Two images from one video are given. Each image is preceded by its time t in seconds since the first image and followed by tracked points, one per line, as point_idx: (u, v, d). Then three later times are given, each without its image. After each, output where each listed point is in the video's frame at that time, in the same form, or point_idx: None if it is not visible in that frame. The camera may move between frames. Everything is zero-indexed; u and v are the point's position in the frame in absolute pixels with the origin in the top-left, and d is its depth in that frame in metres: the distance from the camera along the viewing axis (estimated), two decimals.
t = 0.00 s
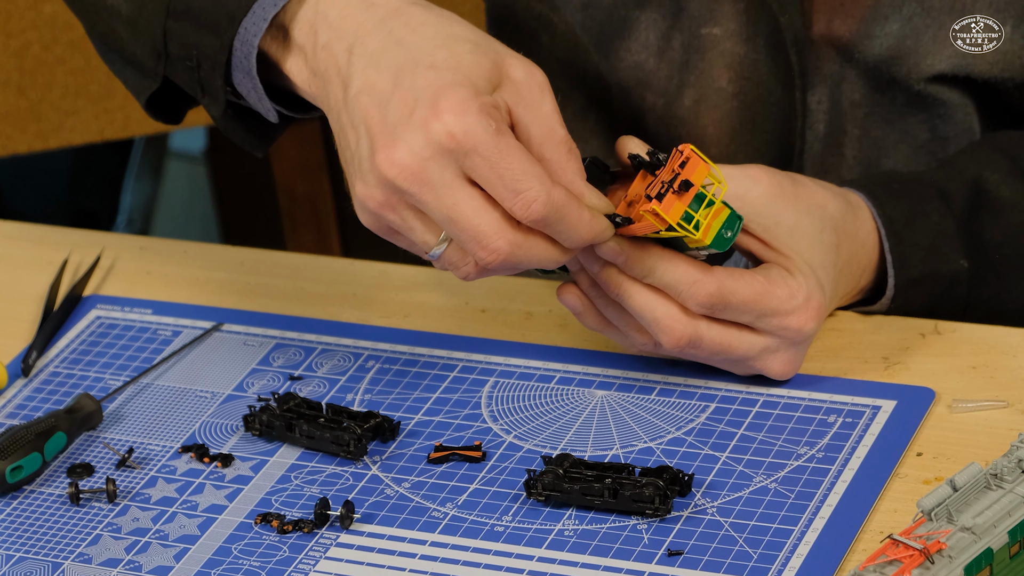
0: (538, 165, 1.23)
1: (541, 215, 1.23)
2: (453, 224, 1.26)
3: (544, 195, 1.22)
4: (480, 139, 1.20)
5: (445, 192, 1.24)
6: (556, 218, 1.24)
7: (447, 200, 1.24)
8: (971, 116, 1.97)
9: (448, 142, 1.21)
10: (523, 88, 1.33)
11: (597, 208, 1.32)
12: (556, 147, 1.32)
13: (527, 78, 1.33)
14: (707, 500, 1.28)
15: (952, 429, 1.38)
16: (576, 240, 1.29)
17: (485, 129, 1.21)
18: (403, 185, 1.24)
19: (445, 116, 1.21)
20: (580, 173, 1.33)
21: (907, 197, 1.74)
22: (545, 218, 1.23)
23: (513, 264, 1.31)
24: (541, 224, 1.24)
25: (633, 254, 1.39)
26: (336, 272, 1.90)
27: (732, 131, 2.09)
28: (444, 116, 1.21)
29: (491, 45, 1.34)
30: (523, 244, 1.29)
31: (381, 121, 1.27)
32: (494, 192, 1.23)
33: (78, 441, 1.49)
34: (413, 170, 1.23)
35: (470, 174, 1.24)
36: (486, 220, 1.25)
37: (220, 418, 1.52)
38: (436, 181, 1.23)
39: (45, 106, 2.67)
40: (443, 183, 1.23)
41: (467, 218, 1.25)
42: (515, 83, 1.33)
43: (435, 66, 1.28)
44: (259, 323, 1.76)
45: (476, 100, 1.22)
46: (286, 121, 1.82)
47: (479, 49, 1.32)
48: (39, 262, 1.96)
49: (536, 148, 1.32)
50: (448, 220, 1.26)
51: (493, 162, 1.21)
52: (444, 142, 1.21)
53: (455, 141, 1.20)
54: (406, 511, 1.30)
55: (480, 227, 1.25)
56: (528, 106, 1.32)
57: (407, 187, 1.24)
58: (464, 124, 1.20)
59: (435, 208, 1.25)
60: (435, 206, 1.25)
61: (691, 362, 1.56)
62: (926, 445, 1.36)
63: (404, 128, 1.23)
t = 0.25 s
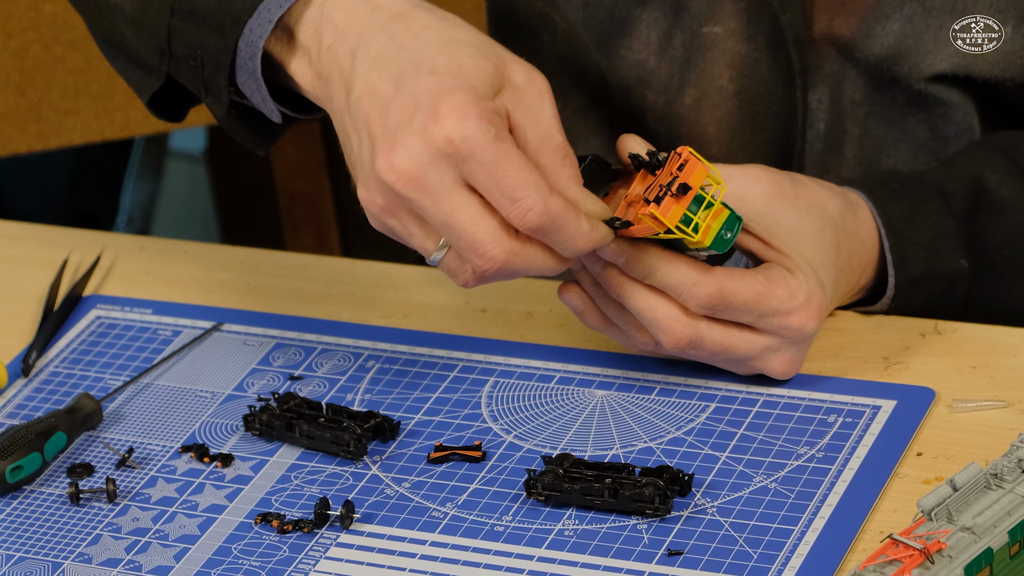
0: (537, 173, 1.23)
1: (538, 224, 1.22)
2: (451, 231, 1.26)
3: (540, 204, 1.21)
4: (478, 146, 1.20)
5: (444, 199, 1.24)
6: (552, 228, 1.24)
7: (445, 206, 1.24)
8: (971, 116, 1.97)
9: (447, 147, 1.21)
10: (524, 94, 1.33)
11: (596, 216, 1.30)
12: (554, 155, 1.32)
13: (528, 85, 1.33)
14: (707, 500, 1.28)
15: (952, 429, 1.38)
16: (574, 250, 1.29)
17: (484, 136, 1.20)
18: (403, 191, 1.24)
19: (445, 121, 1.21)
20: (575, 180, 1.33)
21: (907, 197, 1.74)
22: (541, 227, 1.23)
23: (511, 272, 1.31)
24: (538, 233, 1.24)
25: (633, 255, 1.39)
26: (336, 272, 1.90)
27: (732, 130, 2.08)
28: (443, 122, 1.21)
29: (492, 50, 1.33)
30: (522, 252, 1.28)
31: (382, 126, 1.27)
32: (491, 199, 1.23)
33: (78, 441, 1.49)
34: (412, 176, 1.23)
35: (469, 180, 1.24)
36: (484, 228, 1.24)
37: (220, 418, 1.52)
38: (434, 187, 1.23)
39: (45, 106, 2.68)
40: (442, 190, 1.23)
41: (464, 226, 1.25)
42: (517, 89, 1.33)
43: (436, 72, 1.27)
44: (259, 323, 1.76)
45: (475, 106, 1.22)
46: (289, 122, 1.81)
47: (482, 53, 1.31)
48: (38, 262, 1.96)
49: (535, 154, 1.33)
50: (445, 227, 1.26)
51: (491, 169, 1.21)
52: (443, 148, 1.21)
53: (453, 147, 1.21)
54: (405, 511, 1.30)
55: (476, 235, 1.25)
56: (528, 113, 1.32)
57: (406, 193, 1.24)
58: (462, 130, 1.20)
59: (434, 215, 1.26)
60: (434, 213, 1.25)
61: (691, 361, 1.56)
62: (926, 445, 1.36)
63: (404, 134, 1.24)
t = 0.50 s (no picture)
0: (526, 192, 1.22)
1: (531, 242, 1.23)
2: (448, 253, 1.27)
3: (531, 224, 1.21)
4: (461, 171, 1.20)
5: (435, 223, 1.25)
6: (547, 243, 1.24)
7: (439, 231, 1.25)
8: (971, 116, 1.97)
9: (430, 176, 1.21)
10: (511, 105, 1.31)
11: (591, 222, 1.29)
12: (544, 164, 1.29)
13: (515, 96, 1.31)
14: (707, 500, 1.28)
15: (952, 429, 1.38)
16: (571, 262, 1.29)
17: (467, 161, 1.20)
18: (395, 220, 1.25)
19: (426, 151, 1.20)
20: (571, 186, 1.29)
21: (908, 197, 1.74)
22: (535, 245, 1.23)
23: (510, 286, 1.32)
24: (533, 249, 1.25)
25: (632, 256, 1.40)
26: (336, 272, 1.90)
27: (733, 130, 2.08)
28: (426, 151, 1.21)
29: (475, 65, 1.32)
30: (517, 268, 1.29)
31: (372, 155, 1.29)
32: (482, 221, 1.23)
33: (78, 441, 1.49)
34: (400, 205, 1.24)
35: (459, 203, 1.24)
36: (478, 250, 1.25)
37: (220, 418, 1.52)
38: (425, 214, 1.24)
39: (45, 106, 2.67)
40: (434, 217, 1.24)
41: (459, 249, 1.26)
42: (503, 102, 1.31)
43: (420, 96, 1.28)
44: (260, 323, 1.76)
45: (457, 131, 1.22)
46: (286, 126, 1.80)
47: (464, 71, 1.30)
48: (38, 262, 1.96)
49: (527, 164, 1.31)
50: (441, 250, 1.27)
51: (478, 194, 1.21)
52: (428, 177, 1.21)
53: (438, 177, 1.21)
54: (405, 511, 1.30)
55: (472, 256, 1.26)
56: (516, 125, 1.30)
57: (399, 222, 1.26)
58: (445, 158, 1.20)
59: (429, 240, 1.27)
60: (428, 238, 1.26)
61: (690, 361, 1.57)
62: (926, 445, 1.36)
63: (391, 163, 1.24)
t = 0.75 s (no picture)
0: (527, 181, 1.22)
1: (529, 231, 1.22)
2: (444, 235, 1.25)
3: (530, 212, 1.21)
4: (468, 146, 1.20)
5: (434, 202, 1.23)
6: (544, 235, 1.23)
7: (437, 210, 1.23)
8: (971, 117, 1.97)
9: (436, 152, 1.21)
10: (523, 97, 1.31)
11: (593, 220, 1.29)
12: (552, 158, 1.29)
13: (527, 89, 1.31)
14: (707, 500, 1.28)
15: (952, 429, 1.38)
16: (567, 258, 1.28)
17: (474, 142, 1.20)
18: (394, 194, 1.24)
19: (434, 128, 1.21)
20: (577, 183, 1.30)
21: (908, 198, 1.74)
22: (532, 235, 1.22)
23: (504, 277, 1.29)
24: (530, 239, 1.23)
25: (631, 259, 1.40)
26: (336, 272, 1.90)
27: (734, 130, 2.08)
28: (434, 128, 1.21)
29: (493, 56, 1.33)
30: (512, 258, 1.26)
31: (379, 131, 1.29)
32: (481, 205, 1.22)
33: (78, 441, 1.49)
34: (403, 177, 1.23)
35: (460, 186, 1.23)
36: (476, 233, 1.23)
37: (220, 418, 1.52)
38: (425, 192, 1.23)
39: (45, 106, 2.68)
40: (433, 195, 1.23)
41: (456, 230, 1.24)
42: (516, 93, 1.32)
43: (433, 75, 1.28)
44: (260, 322, 1.76)
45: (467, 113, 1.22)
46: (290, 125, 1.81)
47: (480, 60, 1.31)
48: (38, 262, 1.96)
49: (534, 157, 1.30)
50: (438, 231, 1.25)
51: (481, 176, 1.20)
52: (432, 154, 1.21)
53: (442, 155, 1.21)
54: (405, 511, 1.30)
55: (468, 240, 1.24)
56: (527, 118, 1.30)
57: (398, 196, 1.24)
58: (452, 136, 1.20)
59: (426, 219, 1.25)
60: (425, 216, 1.24)
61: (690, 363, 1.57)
62: (926, 445, 1.36)
63: (397, 139, 1.24)
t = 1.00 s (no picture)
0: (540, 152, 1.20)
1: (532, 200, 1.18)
2: (448, 190, 1.21)
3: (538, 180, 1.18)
4: (491, 107, 1.20)
5: (444, 154, 1.20)
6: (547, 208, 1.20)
7: (447, 161, 1.20)
8: (971, 117, 1.97)
9: (460, 105, 1.21)
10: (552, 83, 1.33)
11: (596, 213, 1.28)
12: (570, 143, 1.30)
13: (558, 78, 1.33)
14: (707, 500, 1.28)
15: (952, 429, 1.38)
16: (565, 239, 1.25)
17: (498, 103, 1.20)
18: (409, 139, 1.22)
19: (464, 81, 1.21)
20: (590, 172, 1.30)
21: (908, 198, 1.74)
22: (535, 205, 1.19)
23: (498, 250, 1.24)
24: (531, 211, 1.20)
25: (632, 260, 1.39)
26: (336, 272, 1.90)
27: (734, 129, 2.08)
28: (463, 82, 1.22)
29: (528, 47, 1.36)
30: (512, 227, 1.22)
31: (406, 87, 1.29)
32: (491, 165, 1.19)
33: (78, 441, 1.49)
34: (421, 124, 1.22)
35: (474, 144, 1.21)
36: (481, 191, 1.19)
37: (220, 418, 1.52)
38: (439, 141, 1.20)
39: (45, 106, 2.68)
40: (446, 145, 1.20)
41: (461, 186, 1.20)
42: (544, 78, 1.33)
43: (467, 46, 1.32)
44: (260, 323, 1.76)
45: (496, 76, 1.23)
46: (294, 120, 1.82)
47: (515, 45, 1.34)
48: (38, 262, 1.96)
49: (552, 140, 1.30)
50: (442, 184, 1.21)
51: (498, 133, 1.19)
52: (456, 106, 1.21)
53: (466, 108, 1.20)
54: (405, 511, 1.30)
55: (471, 199, 1.20)
56: (551, 103, 1.31)
57: (412, 141, 1.22)
58: (479, 91, 1.20)
59: (433, 171, 1.21)
60: (434, 167, 1.21)
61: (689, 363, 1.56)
62: (926, 445, 1.36)
63: (424, 92, 1.24)
